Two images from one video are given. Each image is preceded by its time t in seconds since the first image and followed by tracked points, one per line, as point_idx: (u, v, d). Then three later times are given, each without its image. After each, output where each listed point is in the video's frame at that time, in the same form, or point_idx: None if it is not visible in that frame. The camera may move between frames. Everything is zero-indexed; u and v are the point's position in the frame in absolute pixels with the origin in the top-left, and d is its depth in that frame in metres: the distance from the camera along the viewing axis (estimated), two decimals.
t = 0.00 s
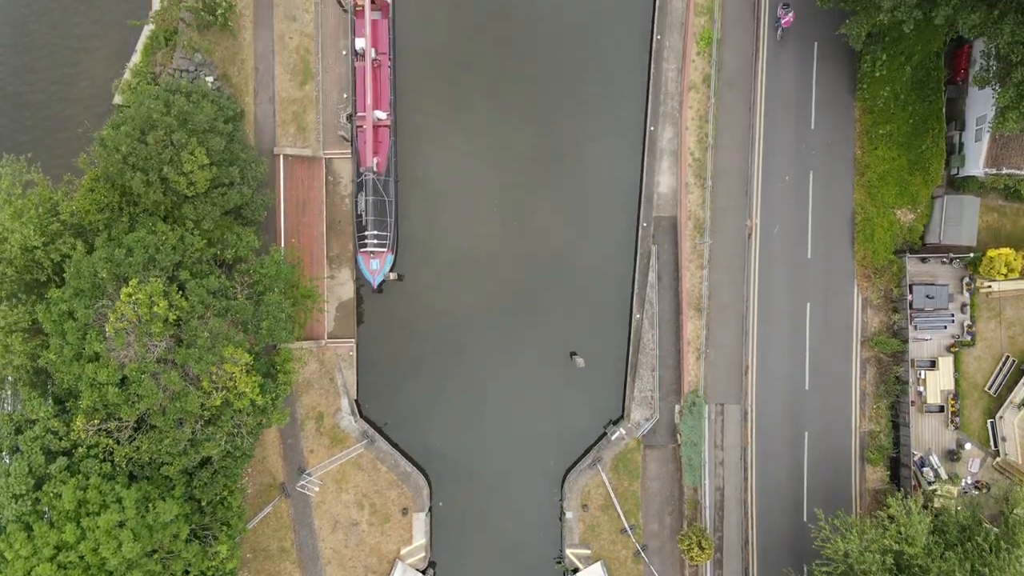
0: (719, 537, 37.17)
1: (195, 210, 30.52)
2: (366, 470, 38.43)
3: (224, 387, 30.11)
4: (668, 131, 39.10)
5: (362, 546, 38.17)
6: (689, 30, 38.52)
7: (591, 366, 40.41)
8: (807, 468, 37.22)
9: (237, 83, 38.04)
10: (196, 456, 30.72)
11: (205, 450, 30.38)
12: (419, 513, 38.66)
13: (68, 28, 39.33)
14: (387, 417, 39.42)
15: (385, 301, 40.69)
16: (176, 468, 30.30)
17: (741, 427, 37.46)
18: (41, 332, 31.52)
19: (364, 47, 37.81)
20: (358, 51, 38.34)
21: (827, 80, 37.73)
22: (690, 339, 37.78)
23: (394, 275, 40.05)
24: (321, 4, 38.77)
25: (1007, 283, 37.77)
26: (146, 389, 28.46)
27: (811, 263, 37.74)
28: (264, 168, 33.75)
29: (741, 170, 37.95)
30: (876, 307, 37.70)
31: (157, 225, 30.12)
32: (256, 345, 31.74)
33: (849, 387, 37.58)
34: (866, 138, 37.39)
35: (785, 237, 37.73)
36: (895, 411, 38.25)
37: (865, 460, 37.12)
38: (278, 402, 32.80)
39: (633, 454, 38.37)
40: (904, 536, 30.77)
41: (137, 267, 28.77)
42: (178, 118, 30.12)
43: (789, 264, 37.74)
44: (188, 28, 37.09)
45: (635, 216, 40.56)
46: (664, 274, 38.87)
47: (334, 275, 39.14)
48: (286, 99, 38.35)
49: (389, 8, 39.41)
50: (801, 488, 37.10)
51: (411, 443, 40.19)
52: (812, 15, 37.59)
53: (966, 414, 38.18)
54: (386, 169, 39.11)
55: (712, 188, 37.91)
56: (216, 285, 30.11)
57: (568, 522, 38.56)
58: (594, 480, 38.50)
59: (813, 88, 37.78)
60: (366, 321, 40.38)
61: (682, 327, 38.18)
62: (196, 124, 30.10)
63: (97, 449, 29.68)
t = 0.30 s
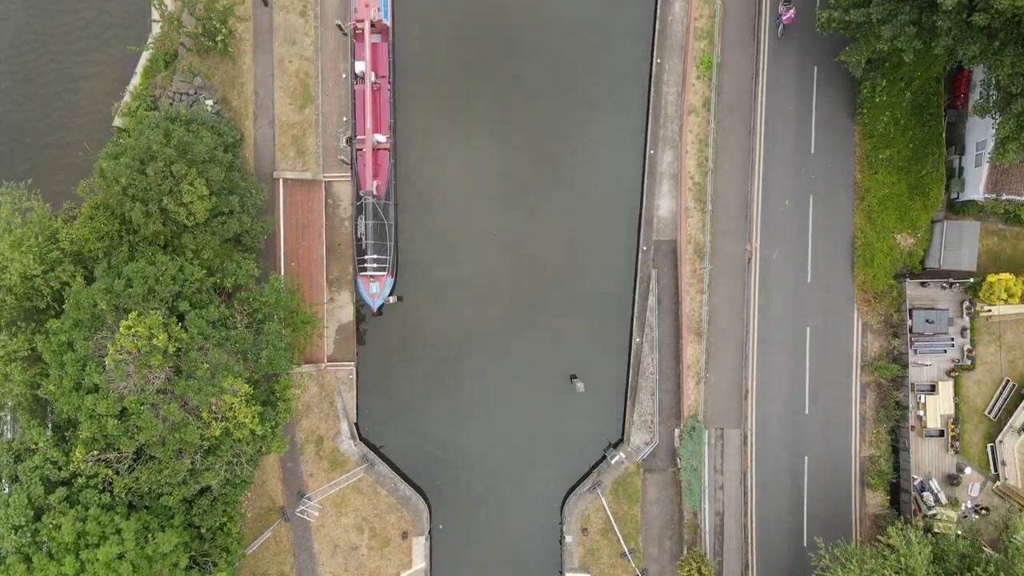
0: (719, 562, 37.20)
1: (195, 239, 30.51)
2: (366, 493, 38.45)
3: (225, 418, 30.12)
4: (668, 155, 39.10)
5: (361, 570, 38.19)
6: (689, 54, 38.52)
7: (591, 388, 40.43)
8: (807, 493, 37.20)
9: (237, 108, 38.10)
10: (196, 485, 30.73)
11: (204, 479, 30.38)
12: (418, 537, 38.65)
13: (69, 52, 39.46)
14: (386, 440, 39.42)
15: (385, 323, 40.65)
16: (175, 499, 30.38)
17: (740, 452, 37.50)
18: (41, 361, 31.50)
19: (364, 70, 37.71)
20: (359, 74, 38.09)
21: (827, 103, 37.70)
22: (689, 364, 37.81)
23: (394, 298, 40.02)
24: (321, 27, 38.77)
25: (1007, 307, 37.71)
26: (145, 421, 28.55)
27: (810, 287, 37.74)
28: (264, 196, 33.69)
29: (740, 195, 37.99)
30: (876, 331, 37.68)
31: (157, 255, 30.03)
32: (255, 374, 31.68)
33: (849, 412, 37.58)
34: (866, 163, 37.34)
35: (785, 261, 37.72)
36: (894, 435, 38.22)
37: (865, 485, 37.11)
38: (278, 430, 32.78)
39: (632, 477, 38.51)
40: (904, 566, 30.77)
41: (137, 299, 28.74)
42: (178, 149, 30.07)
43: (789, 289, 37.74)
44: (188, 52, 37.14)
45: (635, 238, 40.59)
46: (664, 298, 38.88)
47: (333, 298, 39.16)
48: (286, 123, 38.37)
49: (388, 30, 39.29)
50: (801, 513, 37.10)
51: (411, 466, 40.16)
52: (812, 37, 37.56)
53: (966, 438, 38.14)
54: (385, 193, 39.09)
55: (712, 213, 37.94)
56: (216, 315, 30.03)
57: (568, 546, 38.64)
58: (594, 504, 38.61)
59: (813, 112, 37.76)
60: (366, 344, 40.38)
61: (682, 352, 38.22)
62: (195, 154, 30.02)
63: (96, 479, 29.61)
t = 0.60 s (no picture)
0: None
1: (194, 269, 30.51)
2: (366, 517, 38.43)
3: (225, 448, 30.19)
4: (668, 178, 39.08)
5: None
6: (689, 78, 38.46)
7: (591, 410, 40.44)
8: (807, 518, 37.17)
9: (237, 131, 38.11)
10: (196, 514, 30.72)
11: (203, 509, 30.36)
12: (418, 561, 38.60)
13: (69, 74, 39.40)
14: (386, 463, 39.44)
15: (385, 346, 40.61)
16: (174, 528, 30.44)
17: (741, 476, 37.45)
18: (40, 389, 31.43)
19: (364, 93, 37.71)
20: (358, 97, 38.17)
21: (827, 127, 37.62)
22: (689, 388, 37.81)
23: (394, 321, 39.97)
24: (321, 51, 38.73)
25: (1007, 331, 37.67)
26: (144, 452, 28.54)
27: (810, 312, 37.71)
28: (263, 223, 33.66)
29: (740, 219, 37.96)
30: (876, 356, 37.65)
31: (157, 286, 30.04)
32: (254, 402, 31.60)
33: (848, 436, 37.57)
34: (866, 187, 37.30)
35: (785, 286, 37.69)
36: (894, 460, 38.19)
37: (865, 510, 37.09)
38: (277, 458, 32.64)
39: (632, 501, 38.59)
40: None
41: (136, 331, 28.71)
42: (177, 180, 29.97)
43: (789, 314, 37.70)
44: (189, 77, 37.21)
45: (635, 261, 40.59)
46: (664, 321, 38.87)
47: (332, 321, 39.10)
48: (286, 147, 38.40)
49: (388, 53, 39.22)
50: (801, 538, 37.08)
51: (411, 489, 40.11)
52: (813, 59, 37.52)
53: (966, 462, 38.09)
54: (385, 216, 39.03)
55: (712, 237, 37.91)
56: (215, 346, 29.95)
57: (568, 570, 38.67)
58: (594, 528, 38.73)
59: (813, 136, 37.69)
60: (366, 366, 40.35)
61: (681, 376, 38.23)
62: (194, 186, 29.97)
63: (96, 510, 29.56)
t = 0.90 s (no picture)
0: None
1: (194, 298, 30.51)
2: (365, 542, 38.46)
3: (224, 479, 30.12)
4: (668, 202, 39.10)
5: None
6: (689, 102, 38.44)
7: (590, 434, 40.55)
8: (807, 544, 37.18)
9: (237, 155, 37.99)
10: (194, 546, 30.15)
11: (202, 541, 30.13)
12: None
13: (70, 98, 39.46)
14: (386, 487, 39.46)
15: (385, 369, 40.56)
16: (173, 560, 30.01)
17: (741, 501, 37.32)
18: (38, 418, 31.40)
19: (364, 117, 37.73)
20: (358, 120, 38.21)
21: (827, 151, 37.58)
22: (689, 413, 37.80)
23: (393, 344, 39.93)
24: (321, 74, 38.78)
25: (1007, 356, 37.66)
26: (142, 484, 28.44)
27: (810, 336, 37.65)
28: (263, 250, 33.65)
29: (740, 242, 37.86)
30: (876, 381, 37.63)
31: (156, 316, 30.09)
32: (252, 432, 31.51)
33: (848, 460, 37.55)
34: (866, 212, 37.23)
35: (785, 310, 37.62)
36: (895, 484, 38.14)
37: (865, 535, 37.08)
38: (278, 486, 32.59)
39: (632, 526, 38.89)
40: None
41: (135, 362, 28.66)
42: (177, 211, 29.94)
43: (788, 338, 37.63)
44: (189, 101, 37.25)
45: (635, 284, 40.58)
46: (664, 345, 38.89)
47: (332, 344, 39.07)
48: (286, 171, 38.36)
49: (387, 76, 39.18)
50: (801, 563, 37.08)
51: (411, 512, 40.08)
52: (812, 83, 37.47)
53: (966, 486, 37.98)
54: (385, 239, 38.89)
55: (712, 261, 37.85)
56: (214, 377, 29.88)
57: None
58: (594, 553, 39.08)
59: (814, 160, 37.63)
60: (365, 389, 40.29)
61: (681, 401, 38.22)
62: (194, 217, 29.91)
63: (94, 542, 29.29)
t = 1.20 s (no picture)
0: None
1: (194, 328, 30.46)
2: (365, 566, 38.62)
3: (223, 510, 30.16)
4: (668, 226, 39.13)
5: None
6: (689, 126, 38.44)
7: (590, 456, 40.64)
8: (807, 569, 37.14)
9: (237, 179, 37.86)
10: None
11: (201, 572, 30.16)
12: None
13: (70, 121, 39.48)
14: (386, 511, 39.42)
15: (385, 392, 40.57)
16: None
17: (741, 525, 37.48)
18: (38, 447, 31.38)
19: (364, 140, 37.72)
20: (357, 143, 38.26)
21: (827, 176, 37.52)
22: (689, 438, 37.86)
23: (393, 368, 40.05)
24: (321, 98, 38.85)
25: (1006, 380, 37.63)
26: (142, 517, 28.59)
27: (810, 361, 37.66)
28: (263, 278, 33.63)
29: (740, 267, 37.84)
30: (876, 406, 37.61)
31: (156, 347, 30.04)
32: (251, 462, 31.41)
33: (848, 486, 37.54)
34: (866, 237, 37.16)
35: (784, 335, 37.61)
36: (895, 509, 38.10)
37: (865, 560, 37.09)
38: (277, 515, 32.54)
39: (632, 550, 39.07)
40: None
41: (135, 395, 28.65)
42: (177, 242, 29.91)
43: (789, 363, 37.65)
44: (189, 126, 37.13)
45: (635, 307, 40.59)
46: (664, 370, 38.98)
47: (332, 367, 39.05)
48: (286, 195, 38.33)
49: (387, 99, 39.24)
50: None
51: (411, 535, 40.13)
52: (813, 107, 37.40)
53: (967, 510, 37.88)
54: (384, 263, 38.91)
55: (712, 286, 37.88)
56: (214, 408, 29.85)
57: None
58: None
59: (814, 185, 37.58)
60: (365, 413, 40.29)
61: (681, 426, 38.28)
62: (193, 248, 29.86)
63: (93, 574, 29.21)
